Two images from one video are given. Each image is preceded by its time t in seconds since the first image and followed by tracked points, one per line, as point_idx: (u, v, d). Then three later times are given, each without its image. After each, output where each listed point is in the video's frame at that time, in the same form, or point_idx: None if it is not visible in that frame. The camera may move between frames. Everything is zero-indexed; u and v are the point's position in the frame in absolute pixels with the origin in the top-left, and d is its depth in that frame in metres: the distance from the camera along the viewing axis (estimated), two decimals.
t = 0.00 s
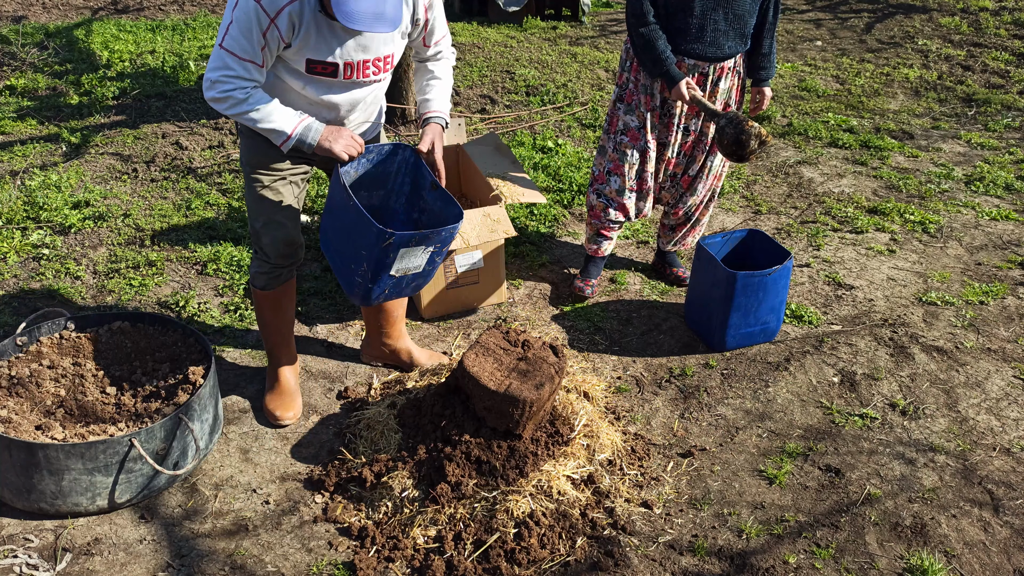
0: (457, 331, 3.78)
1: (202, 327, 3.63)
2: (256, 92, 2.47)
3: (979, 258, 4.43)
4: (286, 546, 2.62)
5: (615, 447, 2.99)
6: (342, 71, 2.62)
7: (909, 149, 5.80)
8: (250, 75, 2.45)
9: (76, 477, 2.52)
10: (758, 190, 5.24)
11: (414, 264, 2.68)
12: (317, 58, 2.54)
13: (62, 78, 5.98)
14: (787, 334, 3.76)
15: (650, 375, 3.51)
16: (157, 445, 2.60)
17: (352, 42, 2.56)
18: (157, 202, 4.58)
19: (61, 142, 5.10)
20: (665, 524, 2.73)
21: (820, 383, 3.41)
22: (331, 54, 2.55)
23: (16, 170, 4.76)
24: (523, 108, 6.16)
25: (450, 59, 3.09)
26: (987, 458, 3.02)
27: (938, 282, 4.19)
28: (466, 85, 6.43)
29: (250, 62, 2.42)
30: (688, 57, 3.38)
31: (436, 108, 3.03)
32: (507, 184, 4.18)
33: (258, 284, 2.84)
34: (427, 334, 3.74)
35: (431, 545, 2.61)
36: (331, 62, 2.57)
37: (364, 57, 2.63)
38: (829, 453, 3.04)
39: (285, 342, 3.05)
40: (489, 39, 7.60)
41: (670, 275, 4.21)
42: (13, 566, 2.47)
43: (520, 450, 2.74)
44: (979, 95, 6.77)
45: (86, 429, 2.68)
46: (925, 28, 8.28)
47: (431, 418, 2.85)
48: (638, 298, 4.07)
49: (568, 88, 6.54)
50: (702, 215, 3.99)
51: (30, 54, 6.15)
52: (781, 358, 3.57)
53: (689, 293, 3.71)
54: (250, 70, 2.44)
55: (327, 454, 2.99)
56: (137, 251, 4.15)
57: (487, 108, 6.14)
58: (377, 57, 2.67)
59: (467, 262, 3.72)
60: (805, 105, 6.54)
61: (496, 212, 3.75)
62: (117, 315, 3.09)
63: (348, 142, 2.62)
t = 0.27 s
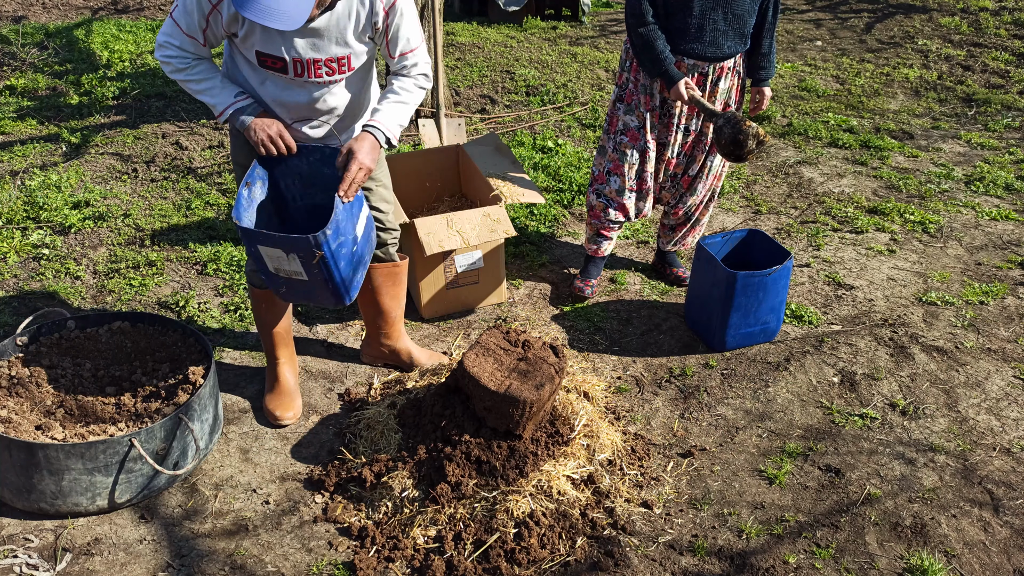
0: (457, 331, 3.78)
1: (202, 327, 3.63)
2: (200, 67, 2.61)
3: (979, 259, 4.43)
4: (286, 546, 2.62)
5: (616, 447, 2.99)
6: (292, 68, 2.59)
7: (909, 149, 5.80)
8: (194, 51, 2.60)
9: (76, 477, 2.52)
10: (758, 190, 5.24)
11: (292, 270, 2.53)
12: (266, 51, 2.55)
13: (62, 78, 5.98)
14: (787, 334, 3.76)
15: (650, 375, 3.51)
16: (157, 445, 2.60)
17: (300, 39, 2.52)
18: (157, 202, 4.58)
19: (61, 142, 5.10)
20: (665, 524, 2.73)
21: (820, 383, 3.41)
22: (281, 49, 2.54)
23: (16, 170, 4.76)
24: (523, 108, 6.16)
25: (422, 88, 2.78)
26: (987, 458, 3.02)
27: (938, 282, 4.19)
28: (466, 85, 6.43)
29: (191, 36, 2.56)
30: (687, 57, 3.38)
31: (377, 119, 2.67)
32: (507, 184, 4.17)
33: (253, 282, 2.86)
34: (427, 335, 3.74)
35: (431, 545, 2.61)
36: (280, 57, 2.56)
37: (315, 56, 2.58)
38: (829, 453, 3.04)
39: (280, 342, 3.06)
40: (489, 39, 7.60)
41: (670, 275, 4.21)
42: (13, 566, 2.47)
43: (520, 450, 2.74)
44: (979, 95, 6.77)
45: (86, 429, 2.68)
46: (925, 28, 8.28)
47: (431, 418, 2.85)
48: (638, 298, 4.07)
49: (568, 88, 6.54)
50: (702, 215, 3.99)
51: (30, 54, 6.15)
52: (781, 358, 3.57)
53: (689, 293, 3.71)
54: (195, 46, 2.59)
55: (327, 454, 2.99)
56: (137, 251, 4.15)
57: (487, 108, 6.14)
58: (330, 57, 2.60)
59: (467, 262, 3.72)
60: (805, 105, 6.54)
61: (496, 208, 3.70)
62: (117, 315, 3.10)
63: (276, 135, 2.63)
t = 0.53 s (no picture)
0: (457, 331, 3.78)
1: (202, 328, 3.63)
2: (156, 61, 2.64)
3: (979, 259, 4.43)
4: (286, 546, 2.62)
5: (616, 447, 2.99)
6: (264, 68, 2.58)
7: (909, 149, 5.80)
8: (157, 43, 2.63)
9: (76, 477, 2.52)
10: (758, 190, 5.24)
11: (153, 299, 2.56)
12: (239, 50, 2.56)
13: (62, 78, 5.98)
14: (787, 334, 3.76)
15: (651, 375, 3.51)
16: (157, 445, 2.60)
17: (270, 39, 2.50)
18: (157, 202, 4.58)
19: (61, 142, 5.10)
20: (665, 524, 2.73)
21: (820, 384, 3.41)
22: (252, 50, 2.54)
23: (16, 170, 4.76)
24: (523, 108, 6.16)
25: (391, 101, 2.59)
26: (987, 458, 3.02)
27: (938, 282, 4.19)
28: (466, 85, 6.43)
29: (162, 26, 2.58)
30: (687, 57, 3.38)
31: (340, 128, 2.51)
32: (507, 184, 4.17)
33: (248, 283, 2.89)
34: (427, 335, 3.74)
35: (431, 545, 2.61)
36: (253, 57, 2.56)
37: (286, 57, 2.54)
38: (829, 453, 3.04)
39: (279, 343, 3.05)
40: (489, 39, 7.60)
41: (670, 275, 4.21)
42: (13, 566, 2.47)
43: (520, 450, 2.74)
44: (979, 95, 6.77)
45: (86, 429, 2.68)
46: (925, 28, 8.28)
47: (430, 418, 2.86)
48: (638, 298, 4.07)
49: (568, 88, 6.54)
50: (702, 216, 3.99)
51: (30, 54, 6.15)
52: (781, 358, 3.57)
53: (689, 293, 3.71)
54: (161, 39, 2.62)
55: (326, 454, 2.99)
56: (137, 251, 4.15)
57: (487, 108, 6.14)
58: (302, 59, 2.56)
59: (467, 262, 3.72)
60: (804, 105, 6.54)
61: (496, 208, 3.70)
62: (116, 314, 3.09)
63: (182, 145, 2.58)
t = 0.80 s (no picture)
0: (457, 331, 3.78)
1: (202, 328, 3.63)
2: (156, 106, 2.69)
3: (979, 259, 4.43)
4: (286, 545, 2.62)
5: (616, 447, 2.99)
6: (285, 79, 2.57)
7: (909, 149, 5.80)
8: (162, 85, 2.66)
9: (76, 477, 2.52)
10: (758, 190, 5.24)
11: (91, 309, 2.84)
12: (256, 65, 2.53)
13: (62, 78, 5.98)
14: (787, 334, 3.76)
15: (651, 375, 3.51)
16: (157, 445, 2.60)
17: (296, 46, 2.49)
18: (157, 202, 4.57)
19: (61, 142, 5.10)
20: (665, 524, 2.73)
21: (820, 384, 3.41)
22: (269, 63, 2.52)
23: (16, 170, 4.76)
24: (523, 108, 6.16)
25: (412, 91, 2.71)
26: (987, 457, 3.02)
27: (938, 282, 4.19)
28: (466, 85, 6.43)
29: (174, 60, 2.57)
30: (687, 57, 3.38)
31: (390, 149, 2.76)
32: (507, 184, 4.16)
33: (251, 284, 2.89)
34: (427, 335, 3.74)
35: (431, 545, 2.61)
36: (271, 70, 2.54)
37: (307, 65, 2.55)
38: (829, 453, 3.04)
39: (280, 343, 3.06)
40: (489, 39, 7.60)
41: (670, 275, 4.21)
42: (13, 567, 2.47)
43: (520, 450, 2.74)
44: (979, 95, 6.77)
45: (86, 429, 2.67)
46: (925, 28, 8.28)
47: (430, 418, 2.86)
48: (638, 298, 4.07)
49: (568, 87, 6.54)
50: (702, 215, 3.99)
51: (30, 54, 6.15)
52: (780, 358, 3.57)
53: (689, 293, 3.71)
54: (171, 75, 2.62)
55: (326, 454, 2.99)
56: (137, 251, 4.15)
57: (487, 108, 6.14)
58: (323, 65, 2.57)
59: (467, 262, 3.72)
60: (804, 105, 6.54)
61: (497, 209, 3.70)
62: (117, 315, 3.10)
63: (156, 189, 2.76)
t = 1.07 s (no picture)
0: (457, 331, 3.77)
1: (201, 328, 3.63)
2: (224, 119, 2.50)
3: (979, 259, 4.43)
4: (286, 545, 2.62)
5: (616, 447, 2.99)
6: (349, 89, 2.55)
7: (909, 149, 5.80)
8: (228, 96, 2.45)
9: (76, 477, 2.51)
10: (758, 190, 5.24)
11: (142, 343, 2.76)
12: (324, 74, 2.48)
13: (62, 78, 5.98)
14: (787, 334, 3.76)
15: (651, 375, 3.51)
16: (157, 445, 2.60)
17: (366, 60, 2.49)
18: (157, 202, 4.57)
19: (61, 142, 5.10)
20: (665, 524, 2.73)
21: (820, 384, 3.41)
22: (340, 71, 2.49)
23: (16, 170, 4.76)
24: (523, 108, 6.16)
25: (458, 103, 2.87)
26: (987, 457, 3.02)
27: (938, 282, 4.19)
28: (466, 85, 6.43)
29: (238, 70, 2.39)
30: (686, 57, 3.38)
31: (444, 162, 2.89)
32: (507, 184, 4.16)
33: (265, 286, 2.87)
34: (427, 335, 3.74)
35: (431, 545, 2.61)
36: (339, 78, 2.50)
37: (372, 76, 2.56)
38: (829, 453, 3.04)
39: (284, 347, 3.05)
40: (489, 39, 7.60)
41: (670, 275, 4.21)
42: (13, 567, 2.47)
43: (520, 450, 2.74)
44: (979, 95, 6.77)
45: (85, 429, 2.67)
46: (925, 28, 8.28)
47: (430, 418, 2.86)
48: (638, 298, 4.07)
49: (568, 88, 6.54)
50: (702, 215, 3.99)
51: (30, 54, 6.15)
52: (780, 358, 3.57)
53: (689, 293, 3.71)
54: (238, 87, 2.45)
55: (327, 454, 3.00)
56: (137, 251, 4.15)
57: (487, 108, 6.14)
58: (386, 75, 2.60)
59: (467, 262, 3.72)
60: (804, 105, 6.54)
61: (498, 210, 3.70)
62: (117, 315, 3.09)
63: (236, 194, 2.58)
